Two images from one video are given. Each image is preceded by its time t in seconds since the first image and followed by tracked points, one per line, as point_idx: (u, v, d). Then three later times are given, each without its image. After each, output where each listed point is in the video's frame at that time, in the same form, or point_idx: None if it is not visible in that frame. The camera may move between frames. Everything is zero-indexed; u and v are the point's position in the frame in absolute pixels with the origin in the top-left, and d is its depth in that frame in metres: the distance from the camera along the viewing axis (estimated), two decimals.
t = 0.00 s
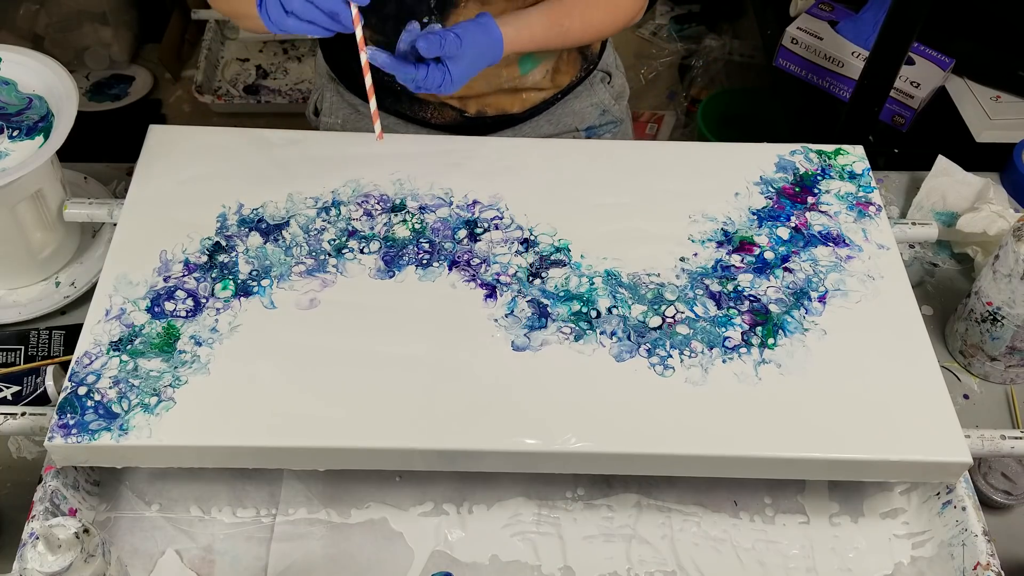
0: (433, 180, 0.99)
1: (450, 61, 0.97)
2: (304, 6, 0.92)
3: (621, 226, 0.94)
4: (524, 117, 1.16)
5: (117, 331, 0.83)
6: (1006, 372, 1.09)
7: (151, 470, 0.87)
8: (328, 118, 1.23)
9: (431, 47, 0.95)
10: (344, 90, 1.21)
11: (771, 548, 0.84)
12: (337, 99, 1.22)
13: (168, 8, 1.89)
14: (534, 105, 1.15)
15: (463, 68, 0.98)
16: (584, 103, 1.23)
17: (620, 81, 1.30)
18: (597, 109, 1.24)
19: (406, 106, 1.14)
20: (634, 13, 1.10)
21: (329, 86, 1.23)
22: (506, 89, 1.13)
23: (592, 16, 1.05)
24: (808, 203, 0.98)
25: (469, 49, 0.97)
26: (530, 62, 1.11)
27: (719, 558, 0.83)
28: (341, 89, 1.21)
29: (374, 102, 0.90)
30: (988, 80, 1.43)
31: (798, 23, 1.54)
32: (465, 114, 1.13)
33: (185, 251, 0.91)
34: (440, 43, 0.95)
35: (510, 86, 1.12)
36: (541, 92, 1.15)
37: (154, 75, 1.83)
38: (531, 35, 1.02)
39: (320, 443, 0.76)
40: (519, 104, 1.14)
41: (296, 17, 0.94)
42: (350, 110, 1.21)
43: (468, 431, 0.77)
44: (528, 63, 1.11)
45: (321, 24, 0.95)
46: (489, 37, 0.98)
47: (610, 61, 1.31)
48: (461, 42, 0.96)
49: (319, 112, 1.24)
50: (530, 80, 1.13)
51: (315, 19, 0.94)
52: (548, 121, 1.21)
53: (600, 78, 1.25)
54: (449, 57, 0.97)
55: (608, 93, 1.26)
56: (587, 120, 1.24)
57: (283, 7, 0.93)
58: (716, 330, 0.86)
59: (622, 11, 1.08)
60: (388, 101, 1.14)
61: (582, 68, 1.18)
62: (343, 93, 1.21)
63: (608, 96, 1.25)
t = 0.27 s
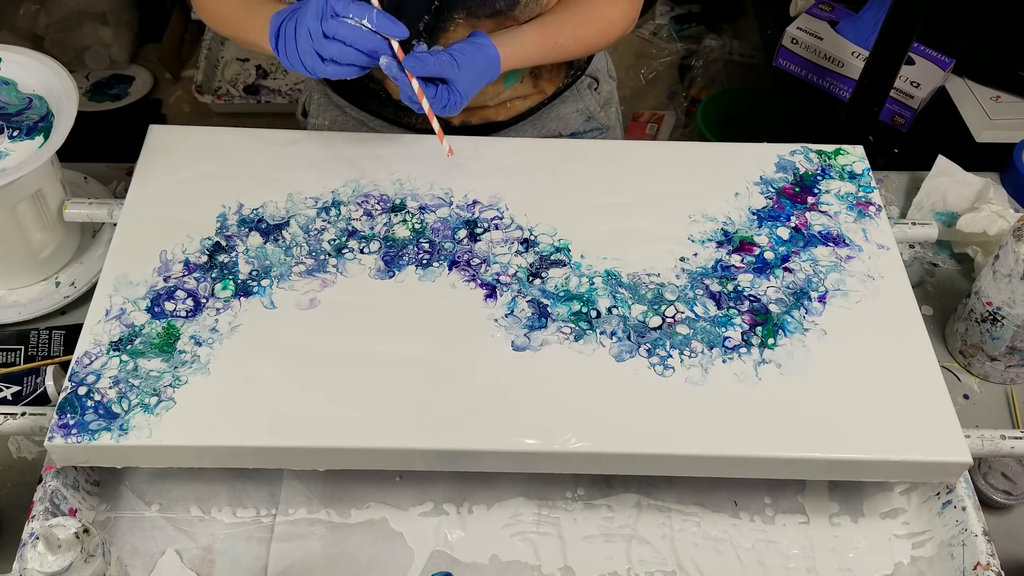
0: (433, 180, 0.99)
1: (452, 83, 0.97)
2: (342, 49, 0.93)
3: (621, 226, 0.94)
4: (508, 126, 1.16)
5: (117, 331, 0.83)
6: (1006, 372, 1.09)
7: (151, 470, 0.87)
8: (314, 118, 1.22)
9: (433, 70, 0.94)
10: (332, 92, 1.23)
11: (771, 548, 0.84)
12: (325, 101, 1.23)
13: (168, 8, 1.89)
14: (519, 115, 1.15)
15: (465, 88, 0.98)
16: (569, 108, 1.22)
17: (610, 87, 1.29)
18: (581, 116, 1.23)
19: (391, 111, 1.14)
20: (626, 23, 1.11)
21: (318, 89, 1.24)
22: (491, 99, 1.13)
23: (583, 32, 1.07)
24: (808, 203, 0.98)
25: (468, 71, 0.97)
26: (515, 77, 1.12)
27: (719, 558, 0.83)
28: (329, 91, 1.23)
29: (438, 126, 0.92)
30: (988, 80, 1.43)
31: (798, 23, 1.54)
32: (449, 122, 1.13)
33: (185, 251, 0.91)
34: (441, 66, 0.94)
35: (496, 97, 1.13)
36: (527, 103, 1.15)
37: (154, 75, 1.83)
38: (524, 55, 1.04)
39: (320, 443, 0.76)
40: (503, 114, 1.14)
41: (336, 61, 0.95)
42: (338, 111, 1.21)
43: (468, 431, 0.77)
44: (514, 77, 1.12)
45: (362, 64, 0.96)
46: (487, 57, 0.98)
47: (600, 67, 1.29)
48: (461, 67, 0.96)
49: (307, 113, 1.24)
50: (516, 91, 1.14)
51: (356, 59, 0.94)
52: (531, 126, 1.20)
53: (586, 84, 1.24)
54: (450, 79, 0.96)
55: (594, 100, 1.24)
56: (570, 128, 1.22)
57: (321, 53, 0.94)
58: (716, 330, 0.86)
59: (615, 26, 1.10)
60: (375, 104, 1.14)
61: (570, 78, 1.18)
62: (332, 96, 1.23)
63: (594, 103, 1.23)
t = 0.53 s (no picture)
0: (433, 180, 0.99)
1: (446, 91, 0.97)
2: (331, 54, 0.93)
3: (621, 226, 0.94)
4: (506, 127, 1.16)
5: (117, 331, 0.83)
6: (1006, 372, 1.09)
7: (151, 470, 0.87)
8: (312, 118, 1.22)
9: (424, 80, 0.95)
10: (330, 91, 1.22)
11: (771, 549, 0.84)
12: (322, 100, 1.23)
13: (168, 8, 1.89)
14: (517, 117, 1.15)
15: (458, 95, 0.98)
16: (567, 110, 1.22)
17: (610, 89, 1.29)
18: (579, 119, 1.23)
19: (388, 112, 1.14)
20: (620, 29, 1.11)
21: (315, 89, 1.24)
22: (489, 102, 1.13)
23: (574, 41, 1.08)
24: (808, 203, 0.98)
25: (458, 77, 0.97)
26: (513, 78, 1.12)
27: (719, 558, 0.83)
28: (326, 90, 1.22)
29: (430, 129, 0.93)
30: (988, 80, 1.43)
31: (798, 23, 1.54)
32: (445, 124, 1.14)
33: (185, 251, 0.91)
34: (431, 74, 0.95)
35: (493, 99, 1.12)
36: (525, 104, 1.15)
37: (154, 75, 1.83)
38: (513, 61, 1.04)
39: (321, 443, 0.76)
40: (500, 116, 1.14)
41: (323, 65, 0.94)
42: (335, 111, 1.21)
43: (468, 431, 0.77)
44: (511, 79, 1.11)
45: (347, 71, 0.95)
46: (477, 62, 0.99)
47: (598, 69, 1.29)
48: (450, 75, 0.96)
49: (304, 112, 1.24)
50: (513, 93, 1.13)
51: (342, 66, 0.94)
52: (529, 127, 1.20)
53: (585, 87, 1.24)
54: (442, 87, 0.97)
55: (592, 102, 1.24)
56: (567, 130, 1.22)
57: (309, 55, 0.93)
58: (716, 330, 0.86)
59: (609, 32, 1.09)
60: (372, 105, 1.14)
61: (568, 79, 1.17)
62: (329, 94, 1.22)
63: (592, 105, 1.23)
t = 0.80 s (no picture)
0: (433, 180, 0.99)
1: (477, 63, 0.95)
2: (289, 67, 0.94)
3: (621, 226, 0.94)
4: (507, 126, 1.16)
5: (117, 331, 0.83)
6: (1006, 372, 1.09)
7: (151, 470, 0.87)
8: (313, 118, 1.22)
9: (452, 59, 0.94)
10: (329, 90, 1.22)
11: (771, 549, 0.84)
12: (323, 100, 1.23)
13: (167, 8, 1.89)
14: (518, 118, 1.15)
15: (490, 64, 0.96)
16: (569, 111, 1.22)
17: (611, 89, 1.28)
18: (581, 119, 1.22)
19: (389, 112, 1.13)
20: (631, 20, 1.10)
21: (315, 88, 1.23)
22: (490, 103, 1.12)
23: (587, 28, 1.06)
24: (808, 203, 0.98)
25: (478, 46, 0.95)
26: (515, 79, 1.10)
27: (719, 558, 0.83)
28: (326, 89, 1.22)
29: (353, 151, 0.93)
30: (988, 80, 1.43)
31: (798, 23, 1.54)
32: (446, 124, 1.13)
33: (185, 251, 0.91)
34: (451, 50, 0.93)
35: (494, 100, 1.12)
36: (526, 104, 1.14)
37: (154, 75, 1.82)
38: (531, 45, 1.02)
39: (321, 443, 0.76)
40: (502, 117, 1.14)
41: (281, 76, 0.95)
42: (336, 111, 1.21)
43: (468, 432, 0.77)
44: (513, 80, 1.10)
45: (303, 87, 0.96)
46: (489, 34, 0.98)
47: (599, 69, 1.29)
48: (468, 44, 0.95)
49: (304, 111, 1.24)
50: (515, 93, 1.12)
51: (297, 80, 0.95)
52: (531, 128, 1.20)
53: (586, 88, 1.24)
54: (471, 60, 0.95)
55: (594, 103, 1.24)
56: (569, 130, 1.22)
57: (271, 62, 0.94)
58: (716, 330, 0.86)
59: (621, 20, 1.08)
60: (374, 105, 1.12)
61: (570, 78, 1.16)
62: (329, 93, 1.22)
63: (594, 105, 1.23)
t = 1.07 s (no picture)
0: (433, 180, 0.99)
1: (555, 49, 0.97)
2: (296, 94, 0.95)
3: (621, 226, 0.94)
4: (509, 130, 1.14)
5: (117, 331, 0.83)
6: (1006, 372, 1.09)
7: (151, 470, 0.87)
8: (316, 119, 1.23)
9: (527, 47, 0.95)
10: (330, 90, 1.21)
11: (771, 549, 0.84)
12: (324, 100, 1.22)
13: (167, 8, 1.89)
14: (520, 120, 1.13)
15: (565, 48, 0.97)
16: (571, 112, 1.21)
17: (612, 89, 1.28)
18: (583, 121, 1.22)
19: (392, 116, 1.12)
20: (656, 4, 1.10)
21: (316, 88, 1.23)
22: (493, 107, 1.09)
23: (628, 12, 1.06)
24: (808, 203, 0.98)
25: (551, 31, 0.97)
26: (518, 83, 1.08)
27: (719, 558, 0.83)
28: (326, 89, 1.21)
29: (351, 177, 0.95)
30: (988, 80, 1.44)
31: (798, 23, 1.54)
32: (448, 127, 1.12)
33: (185, 251, 0.91)
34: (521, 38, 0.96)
35: (496, 103, 1.09)
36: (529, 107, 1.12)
37: (154, 75, 1.82)
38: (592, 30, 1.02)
39: (321, 443, 0.76)
40: (504, 121, 1.11)
41: (287, 100, 0.97)
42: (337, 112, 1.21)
43: (468, 432, 0.77)
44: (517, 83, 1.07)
45: (308, 112, 0.98)
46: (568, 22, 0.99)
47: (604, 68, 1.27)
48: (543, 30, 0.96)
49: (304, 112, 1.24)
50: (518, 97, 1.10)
51: (303, 106, 0.97)
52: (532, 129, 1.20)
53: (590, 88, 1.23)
54: (549, 45, 0.96)
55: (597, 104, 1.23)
56: (571, 133, 1.22)
57: (277, 86, 0.96)
58: (716, 330, 0.86)
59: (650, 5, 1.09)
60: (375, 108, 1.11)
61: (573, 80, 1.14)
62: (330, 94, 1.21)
63: (597, 107, 1.23)
